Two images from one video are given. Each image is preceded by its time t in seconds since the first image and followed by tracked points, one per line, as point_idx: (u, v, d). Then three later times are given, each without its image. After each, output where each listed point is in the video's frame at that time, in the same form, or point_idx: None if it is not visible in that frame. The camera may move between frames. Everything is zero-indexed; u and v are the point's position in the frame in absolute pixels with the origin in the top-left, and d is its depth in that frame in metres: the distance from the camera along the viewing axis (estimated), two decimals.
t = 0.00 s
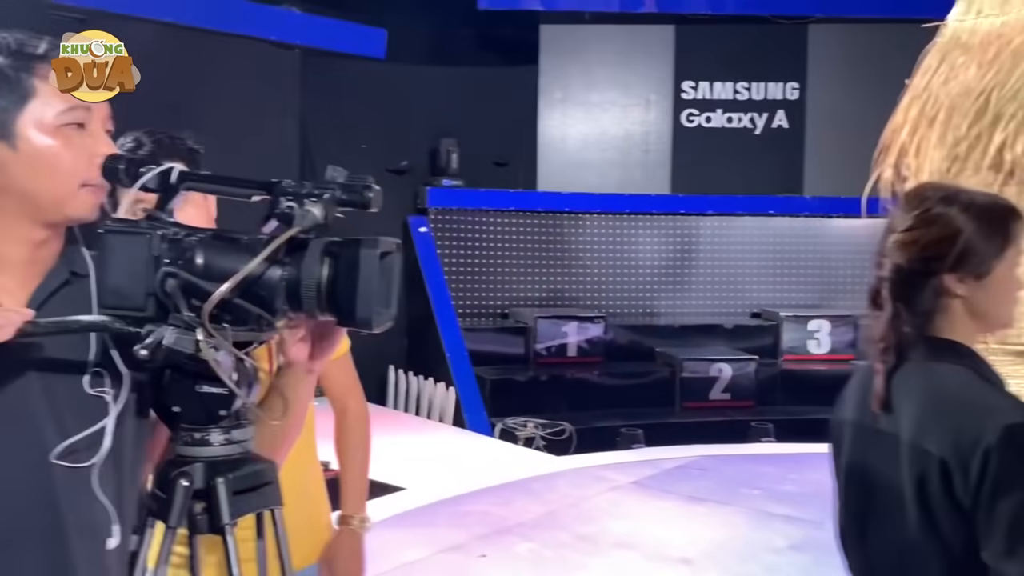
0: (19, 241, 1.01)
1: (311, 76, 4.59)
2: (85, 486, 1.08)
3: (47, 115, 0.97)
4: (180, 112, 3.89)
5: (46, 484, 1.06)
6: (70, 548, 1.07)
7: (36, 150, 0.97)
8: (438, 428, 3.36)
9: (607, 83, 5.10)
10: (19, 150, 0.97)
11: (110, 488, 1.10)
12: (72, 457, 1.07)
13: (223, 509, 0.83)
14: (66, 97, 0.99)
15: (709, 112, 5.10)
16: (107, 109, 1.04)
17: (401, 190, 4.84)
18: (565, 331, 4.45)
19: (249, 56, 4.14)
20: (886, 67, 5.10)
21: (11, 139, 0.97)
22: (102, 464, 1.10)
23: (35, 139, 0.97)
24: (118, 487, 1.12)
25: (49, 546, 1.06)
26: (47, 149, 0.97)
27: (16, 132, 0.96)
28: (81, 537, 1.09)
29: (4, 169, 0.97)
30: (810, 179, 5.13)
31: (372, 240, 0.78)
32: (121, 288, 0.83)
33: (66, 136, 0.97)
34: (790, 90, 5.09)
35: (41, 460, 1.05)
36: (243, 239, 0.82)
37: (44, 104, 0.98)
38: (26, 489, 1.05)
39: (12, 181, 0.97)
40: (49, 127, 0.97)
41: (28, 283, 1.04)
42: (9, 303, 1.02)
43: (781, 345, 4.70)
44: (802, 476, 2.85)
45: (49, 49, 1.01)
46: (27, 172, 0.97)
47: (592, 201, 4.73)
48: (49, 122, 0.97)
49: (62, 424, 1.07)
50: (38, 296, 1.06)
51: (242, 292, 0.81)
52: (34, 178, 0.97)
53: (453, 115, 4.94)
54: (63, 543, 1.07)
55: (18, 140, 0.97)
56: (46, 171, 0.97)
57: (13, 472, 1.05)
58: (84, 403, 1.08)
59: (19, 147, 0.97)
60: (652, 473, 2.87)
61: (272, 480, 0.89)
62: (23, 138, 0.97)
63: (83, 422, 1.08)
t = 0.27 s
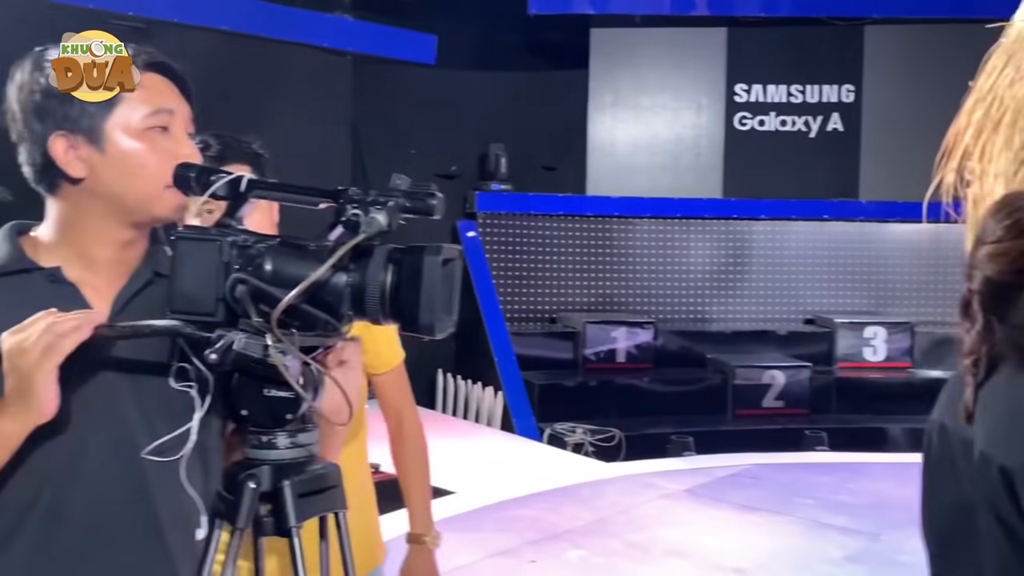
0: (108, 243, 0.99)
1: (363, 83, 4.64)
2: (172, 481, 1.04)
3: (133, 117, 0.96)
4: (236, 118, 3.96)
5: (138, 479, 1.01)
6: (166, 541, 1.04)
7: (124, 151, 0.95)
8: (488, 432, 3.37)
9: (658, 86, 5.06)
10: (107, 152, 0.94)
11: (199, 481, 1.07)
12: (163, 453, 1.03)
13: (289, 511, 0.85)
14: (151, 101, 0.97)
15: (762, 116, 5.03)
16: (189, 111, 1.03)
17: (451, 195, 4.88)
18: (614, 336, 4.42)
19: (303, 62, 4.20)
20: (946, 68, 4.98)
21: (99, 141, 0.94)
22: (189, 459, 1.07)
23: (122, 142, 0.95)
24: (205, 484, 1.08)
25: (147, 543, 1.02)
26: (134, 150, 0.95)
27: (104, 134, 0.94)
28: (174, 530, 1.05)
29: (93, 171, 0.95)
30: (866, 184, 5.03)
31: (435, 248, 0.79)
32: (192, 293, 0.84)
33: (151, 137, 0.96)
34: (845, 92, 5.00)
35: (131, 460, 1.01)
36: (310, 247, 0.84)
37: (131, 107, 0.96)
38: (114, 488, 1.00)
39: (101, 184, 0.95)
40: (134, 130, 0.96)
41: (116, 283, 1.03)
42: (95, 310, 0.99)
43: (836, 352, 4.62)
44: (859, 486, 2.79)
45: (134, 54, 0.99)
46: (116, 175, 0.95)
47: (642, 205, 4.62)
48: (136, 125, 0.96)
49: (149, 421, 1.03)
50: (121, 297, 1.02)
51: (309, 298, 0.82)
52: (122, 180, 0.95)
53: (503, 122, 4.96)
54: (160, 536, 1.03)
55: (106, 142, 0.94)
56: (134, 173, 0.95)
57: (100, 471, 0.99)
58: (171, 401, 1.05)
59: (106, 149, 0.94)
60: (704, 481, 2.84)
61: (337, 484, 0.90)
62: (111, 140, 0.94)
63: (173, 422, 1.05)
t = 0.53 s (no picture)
0: (169, 244, 1.00)
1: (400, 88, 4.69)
2: (236, 480, 1.02)
3: (195, 120, 0.98)
4: (275, 122, 4.03)
5: (201, 477, 0.99)
6: (231, 540, 1.00)
7: (185, 153, 0.97)
8: (523, 437, 3.37)
9: (695, 91, 5.03)
10: (170, 154, 0.97)
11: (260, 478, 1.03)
12: (224, 451, 1.00)
13: (333, 513, 0.85)
14: (212, 104, 0.99)
15: (801, 120, 4.97)
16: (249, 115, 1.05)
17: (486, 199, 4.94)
18: (650, 342, 4.39)
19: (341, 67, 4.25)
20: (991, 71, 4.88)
21: (162, 143, 0.97)
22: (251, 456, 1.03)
23: (184, 144, 0.97)
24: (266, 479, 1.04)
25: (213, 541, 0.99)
26: (195, 152, 0.97)
27: (167, 136, 0.97)
28: (237, 529, 1.01)
29: (155, 173, 0.97)
30: (909, 188, 4.94)
31: (480, 253, 0.80)
32: (241, 296, 0.86)
33: (213, 139, 0.98)
34: (886, 96, 4.93)
35: (195, 458, 0.99)
36: (356, 251, 0.84)
37: (193, 109, 0.98)
38: (178, 485, 0.98)
39: (163, 186, 0.97)
40: (196, 132, 0.98)
41: (177, 284, 1.04)
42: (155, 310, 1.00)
43: (876, 360, 4.54)
44: (900, 496, 2.74)
45: (196, 60, 1.02)
46: (179, 176, 0.97)
47: (678, 209, 4.58)
48: (198, 127, 0.98)
49: (214, 422, 1.01)
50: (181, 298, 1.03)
51: (356, 303, 0.83)
52: (184, 181, 0.97)
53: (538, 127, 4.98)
54: (223, 534, 1.00)
55: (169, 143, 0.97)
56: (196, 174, 0.97)
57: (166, 468, 0.97)
58: (233, 399, 1.02)
59: (169, 150, 0.96)
60: (741, 489, 2.80)
61: (379, 487, 0.91)
62: (174, 142, 0.97)
63: (235, 422, 1.02)
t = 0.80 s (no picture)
0: (196, 245, 1.01)
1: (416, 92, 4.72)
2: (260, 478, 1.02)
3: (224, 124, 0.99)
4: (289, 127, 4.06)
5: (227, 478, 1.00)
6: (255, 537, 1.00)
7: (214, 157, 0.97)
8: (536, 441, 3.38)
9: (711, 95, 5.00)
10: (198, 157, 0.98)
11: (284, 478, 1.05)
12: (251, 450, 1.01)
13: (350, 513, 0.86)
14: (241, 108, 1.00)
15: (817, 125, 4.95)
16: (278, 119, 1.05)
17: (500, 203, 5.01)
18: (664, 347, 4.40)
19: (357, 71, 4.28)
20: (1011, 76, 4.84)
21: (191, 147, 0.98)
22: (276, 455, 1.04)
23: (212, 147, 0.98)
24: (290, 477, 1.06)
25: (237, 537, 0.99)
26: (223, 156, 0.98)
27: (196, 140, 0.98)
28: (262, 527, 1.01)
29: (183, 175, 0.98)
30: (927, 195, 4.90)
31: (499, 257, 0.81)
32: (261, 297, 0.86)
33: (241, 143, 0.99)
34: (903, 102, 4.91)
35: (220, 455, 0.99)
36: (376, 254, 0.86)
37: (222, 114, 0.99)
38: (202, 480, 0.98)
39: (190, 188, 0.98)
40: (225, 136, 0.98)
41: (203, 285, 1.05)
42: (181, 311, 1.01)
43: (892, 367, 4.51)
44: (916, 504, 2.72)
45: (227, 65, 1.03)
46: (205, 179, 0.97)
47: (694, 215, 4.58)
48: (226, 131, 0.98)
49: (238, 419, 1.01)
50: (205, 300, 1.03)
51: (375, 304, 0.83)
52: (211, 184, 0.97)
53: (553, 132, 5.07)
54: (248, 531, 1.00)
55: (198, 147, 0.98)
56: (222, 178, 0.97)
57: (191, 463, 0.98)
58: (260, 400, 1.03)
59: (197, 154, 0.98)
60: (755, 495, 2.79)
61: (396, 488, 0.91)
62: (202, 145, 0.98)
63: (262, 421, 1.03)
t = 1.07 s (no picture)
0: (196, 251, 1.02)
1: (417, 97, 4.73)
2: (258, 481, 1.02)
3: (226, 130, 1.00)
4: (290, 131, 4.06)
5: (224, 484, 1.00)
6: (252, 540, 1.01)
7: (215, 163, 0.99)
8: (536, 445, 3.38)
9: (711, 101, 5.01)
10: (200, 163, 0.99)
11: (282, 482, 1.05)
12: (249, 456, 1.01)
13: (347, 517, 0.86)
14: (244, 115, 1.01)
15: (817, 131, 4.95)
16: (279, 126, 1.07)
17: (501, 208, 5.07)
18: (664, 352, 4.37)
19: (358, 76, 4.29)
20: (1012, 82, 4.84)
21: (193, 152, 0.99)
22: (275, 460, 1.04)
23: (214, 154, 0.99)
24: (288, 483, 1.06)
25: (235, 540, 1.00)
26: (225, 162, 0.99)
27: (198, 146, 0.99)
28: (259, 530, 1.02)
29: (185, 181, 0.99)
30: (927, 201, 4.90)
31: (496, 262, 0.82)
32: (259, 302, 0.87)
33: (242, 150, 1.00)
34: (903, 108, 4.91)
35: (218, 459, 1.00)
36: (373, 259, 0.86)
37: (225, 120, 1.00)
38: (201, 483, 0.99)
39: (192, 194, 0.99)
40: (226, 142, 1.00)
41: (202, 290, 1.05)
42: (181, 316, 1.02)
43: (892, 373, 4.51)
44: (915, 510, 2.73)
45: (230, 72, 1.04)
46: (207, 185, 0.99)
47: (694, 220, 4.58)
48: (228, 137, 1.00)
49: (236, 423, 1.02)
50: (203, 305, 1.03)
51: (372, 309, 0.84)
52: (213, 190, 0.99)
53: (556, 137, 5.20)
54: (245, 534, 1.00)
55: (200, 153, 0.99)
56: (224, 184, 0.99)
57: (190, 466, 0.98)
58: (258, 404, 1.04)
59: (199, 160, 0.99)
60: (755, 500, 2.79)
61: (394, 492, 0.91)
62: (204, 151, 0.99)
63: (260, 424, 1.03)
